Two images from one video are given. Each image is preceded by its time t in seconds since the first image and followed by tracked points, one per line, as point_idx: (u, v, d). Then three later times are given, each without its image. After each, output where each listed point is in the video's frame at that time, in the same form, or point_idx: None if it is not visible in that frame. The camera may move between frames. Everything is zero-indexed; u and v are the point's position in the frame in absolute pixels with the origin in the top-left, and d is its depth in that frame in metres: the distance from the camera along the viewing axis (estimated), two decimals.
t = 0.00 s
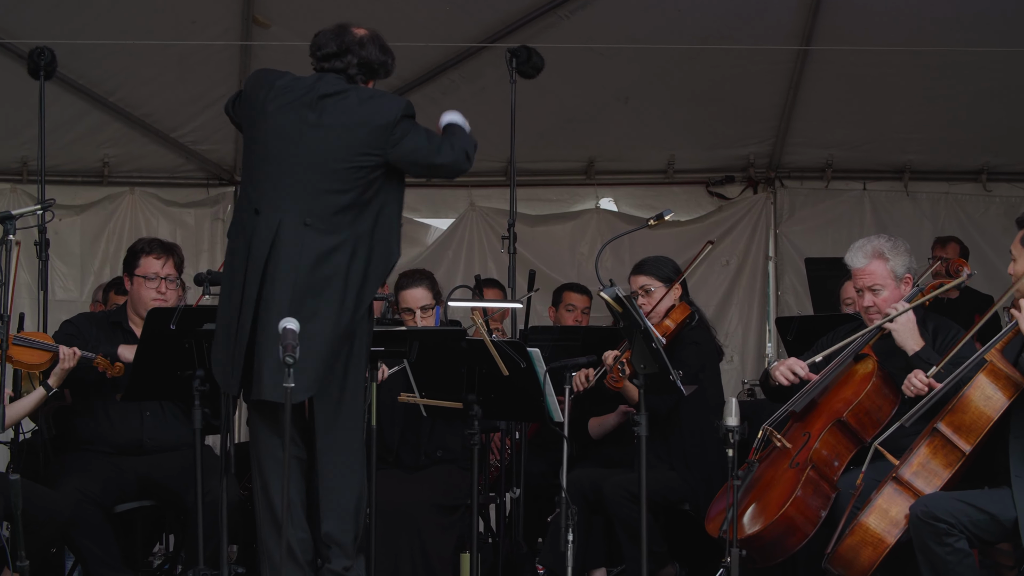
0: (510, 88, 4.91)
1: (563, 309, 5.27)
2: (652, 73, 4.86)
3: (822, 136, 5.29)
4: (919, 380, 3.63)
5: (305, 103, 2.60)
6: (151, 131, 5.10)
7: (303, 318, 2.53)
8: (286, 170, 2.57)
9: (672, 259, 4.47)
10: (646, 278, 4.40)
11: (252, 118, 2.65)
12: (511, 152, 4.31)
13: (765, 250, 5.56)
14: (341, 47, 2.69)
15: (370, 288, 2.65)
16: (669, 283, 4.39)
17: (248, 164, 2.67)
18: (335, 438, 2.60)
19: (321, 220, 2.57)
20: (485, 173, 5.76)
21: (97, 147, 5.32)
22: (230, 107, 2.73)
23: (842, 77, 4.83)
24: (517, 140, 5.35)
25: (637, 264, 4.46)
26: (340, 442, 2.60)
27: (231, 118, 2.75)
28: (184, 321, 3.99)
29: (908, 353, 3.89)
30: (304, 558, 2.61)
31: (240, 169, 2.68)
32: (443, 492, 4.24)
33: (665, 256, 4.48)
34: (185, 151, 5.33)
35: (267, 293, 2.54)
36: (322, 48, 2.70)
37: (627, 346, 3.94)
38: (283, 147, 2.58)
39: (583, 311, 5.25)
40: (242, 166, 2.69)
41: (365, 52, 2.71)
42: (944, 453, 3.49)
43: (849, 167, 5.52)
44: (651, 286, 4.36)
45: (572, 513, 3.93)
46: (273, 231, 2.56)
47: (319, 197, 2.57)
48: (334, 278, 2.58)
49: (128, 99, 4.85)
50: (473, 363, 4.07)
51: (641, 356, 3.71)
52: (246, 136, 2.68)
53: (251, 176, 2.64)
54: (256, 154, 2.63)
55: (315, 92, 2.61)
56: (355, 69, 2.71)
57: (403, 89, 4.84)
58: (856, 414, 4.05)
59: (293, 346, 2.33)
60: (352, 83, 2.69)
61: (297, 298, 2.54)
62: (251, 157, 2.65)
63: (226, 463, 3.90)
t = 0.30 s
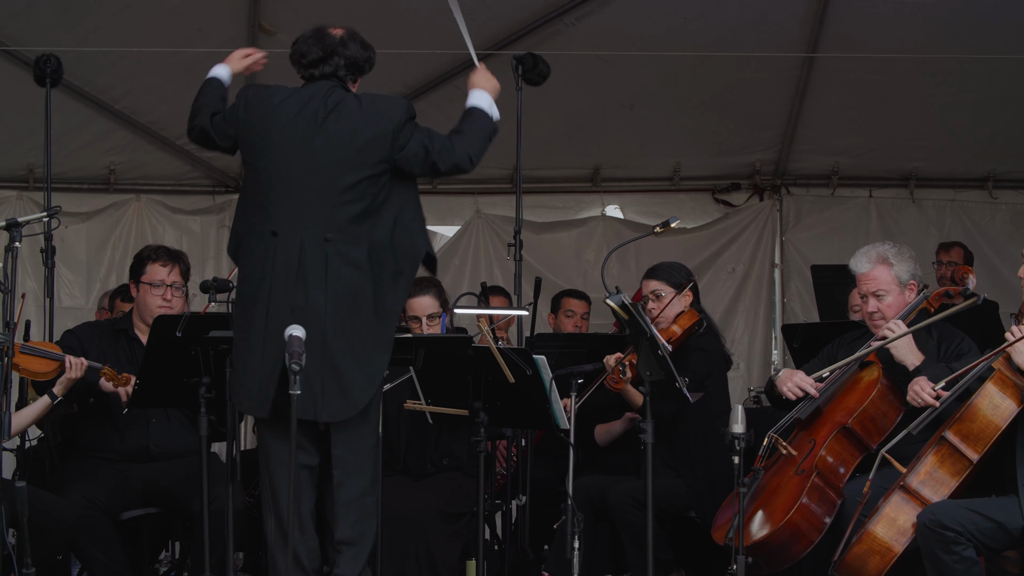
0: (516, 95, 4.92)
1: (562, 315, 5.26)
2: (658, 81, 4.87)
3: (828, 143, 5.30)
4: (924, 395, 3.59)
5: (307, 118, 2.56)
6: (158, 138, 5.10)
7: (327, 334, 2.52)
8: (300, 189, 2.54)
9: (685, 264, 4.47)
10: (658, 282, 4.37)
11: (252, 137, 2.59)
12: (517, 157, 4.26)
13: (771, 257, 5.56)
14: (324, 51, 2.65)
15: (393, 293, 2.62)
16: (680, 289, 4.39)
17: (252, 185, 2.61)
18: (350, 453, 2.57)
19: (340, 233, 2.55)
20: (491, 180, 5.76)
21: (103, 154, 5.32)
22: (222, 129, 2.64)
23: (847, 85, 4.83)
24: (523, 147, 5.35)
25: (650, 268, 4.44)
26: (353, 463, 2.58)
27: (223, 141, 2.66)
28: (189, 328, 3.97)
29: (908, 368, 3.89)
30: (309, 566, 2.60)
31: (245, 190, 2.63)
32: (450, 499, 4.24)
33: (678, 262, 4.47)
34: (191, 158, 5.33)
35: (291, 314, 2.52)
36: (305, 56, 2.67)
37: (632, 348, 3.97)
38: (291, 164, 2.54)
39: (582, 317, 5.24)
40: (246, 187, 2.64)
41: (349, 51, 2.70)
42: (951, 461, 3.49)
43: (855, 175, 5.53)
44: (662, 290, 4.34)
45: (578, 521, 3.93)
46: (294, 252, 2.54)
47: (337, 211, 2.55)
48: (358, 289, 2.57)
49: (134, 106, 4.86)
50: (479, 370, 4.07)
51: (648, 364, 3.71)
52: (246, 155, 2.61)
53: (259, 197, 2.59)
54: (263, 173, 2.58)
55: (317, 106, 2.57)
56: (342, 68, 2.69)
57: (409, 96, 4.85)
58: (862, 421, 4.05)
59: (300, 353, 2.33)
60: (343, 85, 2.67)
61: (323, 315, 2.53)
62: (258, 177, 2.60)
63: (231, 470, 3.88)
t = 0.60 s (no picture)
0: (525, 99, 4.92)
1: (565, 318, 5.26)
2: (666, 85, 4.88)
3: (838, 146, 5.30)
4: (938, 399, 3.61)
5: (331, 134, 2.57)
6: (167, 142, 5.10)
7: (354, 346, 2.54)
8: (327, 203, 2.53)
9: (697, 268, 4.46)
10: (669, 287, 4.37)
11: (272, 151, 2.55)
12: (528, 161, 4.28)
13: (780, 261, 5.56)
14: (328, 62, 2.66)
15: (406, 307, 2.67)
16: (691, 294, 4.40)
17: (270, 198, 2.56)
18: (374, 461, 2.61)
19: (363, 246, 2.57)
20: (500, 184, 5.75)
21: (112, 158, 5.32)
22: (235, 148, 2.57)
23: (856, 88, 4.84)
24: (532, 150, 5.35)
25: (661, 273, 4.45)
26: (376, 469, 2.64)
27: (241, 173, 2.58)
28: (199, 332, 3.98)
29: (905, 377, 3.91)
30: None
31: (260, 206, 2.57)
32: (459, 503, 4.24)
33: (690, 265, 4.46)
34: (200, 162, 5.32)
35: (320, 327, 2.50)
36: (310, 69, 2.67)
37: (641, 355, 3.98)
38: (318, 178, 2.53)
39: (585, 319, 5.24)
40: (264, 202, 2.57)
41: (352, 60, 2.71)
42: (961, 466, 3.49)
43: (865, 178, 5.51)
44: (674, 296, 4.35)
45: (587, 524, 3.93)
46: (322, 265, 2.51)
47: (362, 227, 2.57)
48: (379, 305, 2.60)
49: (143, 110, 4.86)
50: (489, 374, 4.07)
51: (657, 367, 3.70)
52: (263, 171, 2.56)
53: (281, 210, 2.54)
54: (283, 187, 2.55)
55: (337, 121, 2.59)
56: (348, 79, 2.70)
57: (418, 100, 4.85)
58: (871, 424, 4.03)
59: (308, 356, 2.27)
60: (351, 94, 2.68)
61: (351, 328, 2.54)
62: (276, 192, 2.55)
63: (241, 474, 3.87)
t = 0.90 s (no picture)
0: (538, 101, 4.93)
1: (575, 319, 5.27)
2: (679, 87, 4.89)
3: (851, 148, 5.30)
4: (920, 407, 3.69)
5: (373, 129, 2.57)
6: (180, 145, 5.11)
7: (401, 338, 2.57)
8: (374, 197, 2.53)
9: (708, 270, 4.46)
10: (682, 291, 4.39)
11: (316, 144, 2.53)
12: (539, 162, 4.31)
13: (793, 263, 5.56)
14: (362, 61, 2.63)
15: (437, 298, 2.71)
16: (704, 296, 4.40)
17: (313, 192, 2.55)
18: (401, 462, 2.61)
19: (406, 239, 2.60)
20: (514, 186, 5.75)
21: (125, 160, 5.32)
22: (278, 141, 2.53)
23: (869, 90, 4.85)
24: (546, 152, 5.36)
25: (673, 276, 4.46)
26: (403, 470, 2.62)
27: (277, 164, 2.55)
28: (212, 333, 3.98)
29: (915, 379, 3.88)
30: None
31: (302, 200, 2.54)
32: (472, 505, 4.24)
33: (701, 268, 4.47)
34: (213, 165, 5.33)
35: (370, 321, 2.51)
36: (344, 68, 2.64)
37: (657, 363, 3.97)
38: (365, 172, 2.53)
39: (595, 320, 5.26)
40: (307, 198, 2.55)
41: (386, 58, 2.69)
42: (974, 468, 3.48)
43: (878, 180, 5.52)
44: (687, 299, 4.36)
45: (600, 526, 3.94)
46: (372, 260, 2.52)
47: (406, 220, 2.59)
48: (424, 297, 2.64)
49: (157, 113, 4.87)
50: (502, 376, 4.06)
51: (670, 369, 3.69)
52: (307, 166, 2.54)
53: (326, 206, 2.54)
54: (328, 180, 2.53)
55: (378, 115, 2.59)
56: (381, 77, 2.68)
57: (432, 102, 4.86)
58: (884, 426, 4.01)
59: (320, 359, 2.33)
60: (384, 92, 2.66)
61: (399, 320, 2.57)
62: (321, 186, 2.54)
63: (254, 475, 3.86)
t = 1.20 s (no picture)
0: (554, 101, 4.95)
1: (591, 321, 5.24)
2: (694, 87, 4.92)
3: (866, 149, 5.31)
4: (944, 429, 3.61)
5: (419, 140, 2.61)
6: (198, 146, 5.13)
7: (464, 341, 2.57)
8: (430, 203, 2.57)
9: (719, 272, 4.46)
10: (696, 293, 4.39)
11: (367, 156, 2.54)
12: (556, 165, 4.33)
13: (810, 265, 5.55)
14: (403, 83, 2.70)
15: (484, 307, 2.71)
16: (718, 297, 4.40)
17: (364, 201, 2.54)
18: (426, 467, 2.65)
19: (458, 246, 2.62)
20: (530, 187, 5.75)
21: (141, 161, 5.34)
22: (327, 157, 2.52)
23: (885, 91, 4.88)
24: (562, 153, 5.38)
25: (686, 279, 4.47)
26: (432, 476, 2.64)
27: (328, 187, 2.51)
28: (229, 335, 3.95)
29: (931, 382, 3.87)
30: None
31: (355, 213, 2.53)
32: (489, 506, 4.24)
33: (712, 269, 4.47)
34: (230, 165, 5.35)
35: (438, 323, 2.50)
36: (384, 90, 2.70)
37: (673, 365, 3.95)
38: (419, 179, 2.56)
39: (611, 321, 5.22)
40: (360, 210, 2.54)
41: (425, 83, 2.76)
42: (991, 469, 3.48)
43: (894, 181, 5.52)
44: (701, 301, 4.37)
45: (617, 527, 3.93)
46: (433, 264, 2.54)
47: (457, 226, 2.63)
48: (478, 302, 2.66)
49: (173, 114, 4.89)
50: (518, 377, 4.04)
51: (686, 370, 3.63)
52: (357, 180, 2.54)
53: (382, 215, 2.53)
54: (378, 191, 2.54)
55: (419, 130, 2.64)
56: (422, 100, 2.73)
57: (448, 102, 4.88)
58: (900, 427, 3.98)
59: (336, 360, 2.34)
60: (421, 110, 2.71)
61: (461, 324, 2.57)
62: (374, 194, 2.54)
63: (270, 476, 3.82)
